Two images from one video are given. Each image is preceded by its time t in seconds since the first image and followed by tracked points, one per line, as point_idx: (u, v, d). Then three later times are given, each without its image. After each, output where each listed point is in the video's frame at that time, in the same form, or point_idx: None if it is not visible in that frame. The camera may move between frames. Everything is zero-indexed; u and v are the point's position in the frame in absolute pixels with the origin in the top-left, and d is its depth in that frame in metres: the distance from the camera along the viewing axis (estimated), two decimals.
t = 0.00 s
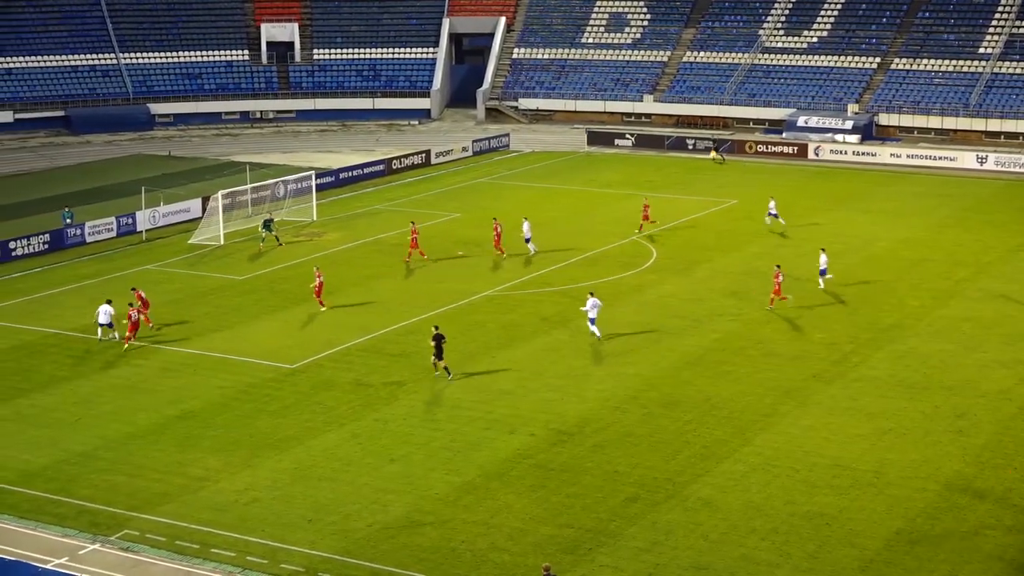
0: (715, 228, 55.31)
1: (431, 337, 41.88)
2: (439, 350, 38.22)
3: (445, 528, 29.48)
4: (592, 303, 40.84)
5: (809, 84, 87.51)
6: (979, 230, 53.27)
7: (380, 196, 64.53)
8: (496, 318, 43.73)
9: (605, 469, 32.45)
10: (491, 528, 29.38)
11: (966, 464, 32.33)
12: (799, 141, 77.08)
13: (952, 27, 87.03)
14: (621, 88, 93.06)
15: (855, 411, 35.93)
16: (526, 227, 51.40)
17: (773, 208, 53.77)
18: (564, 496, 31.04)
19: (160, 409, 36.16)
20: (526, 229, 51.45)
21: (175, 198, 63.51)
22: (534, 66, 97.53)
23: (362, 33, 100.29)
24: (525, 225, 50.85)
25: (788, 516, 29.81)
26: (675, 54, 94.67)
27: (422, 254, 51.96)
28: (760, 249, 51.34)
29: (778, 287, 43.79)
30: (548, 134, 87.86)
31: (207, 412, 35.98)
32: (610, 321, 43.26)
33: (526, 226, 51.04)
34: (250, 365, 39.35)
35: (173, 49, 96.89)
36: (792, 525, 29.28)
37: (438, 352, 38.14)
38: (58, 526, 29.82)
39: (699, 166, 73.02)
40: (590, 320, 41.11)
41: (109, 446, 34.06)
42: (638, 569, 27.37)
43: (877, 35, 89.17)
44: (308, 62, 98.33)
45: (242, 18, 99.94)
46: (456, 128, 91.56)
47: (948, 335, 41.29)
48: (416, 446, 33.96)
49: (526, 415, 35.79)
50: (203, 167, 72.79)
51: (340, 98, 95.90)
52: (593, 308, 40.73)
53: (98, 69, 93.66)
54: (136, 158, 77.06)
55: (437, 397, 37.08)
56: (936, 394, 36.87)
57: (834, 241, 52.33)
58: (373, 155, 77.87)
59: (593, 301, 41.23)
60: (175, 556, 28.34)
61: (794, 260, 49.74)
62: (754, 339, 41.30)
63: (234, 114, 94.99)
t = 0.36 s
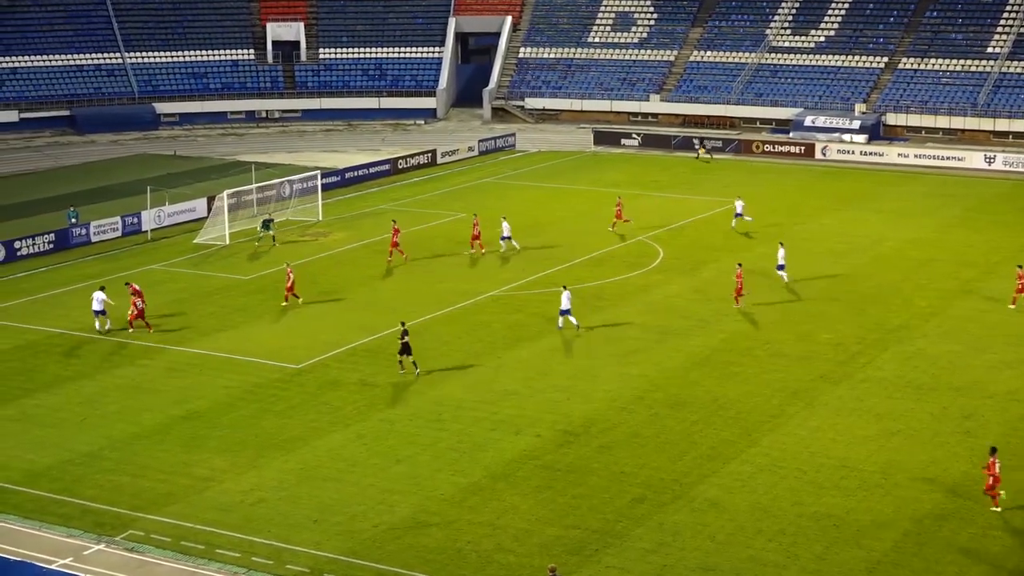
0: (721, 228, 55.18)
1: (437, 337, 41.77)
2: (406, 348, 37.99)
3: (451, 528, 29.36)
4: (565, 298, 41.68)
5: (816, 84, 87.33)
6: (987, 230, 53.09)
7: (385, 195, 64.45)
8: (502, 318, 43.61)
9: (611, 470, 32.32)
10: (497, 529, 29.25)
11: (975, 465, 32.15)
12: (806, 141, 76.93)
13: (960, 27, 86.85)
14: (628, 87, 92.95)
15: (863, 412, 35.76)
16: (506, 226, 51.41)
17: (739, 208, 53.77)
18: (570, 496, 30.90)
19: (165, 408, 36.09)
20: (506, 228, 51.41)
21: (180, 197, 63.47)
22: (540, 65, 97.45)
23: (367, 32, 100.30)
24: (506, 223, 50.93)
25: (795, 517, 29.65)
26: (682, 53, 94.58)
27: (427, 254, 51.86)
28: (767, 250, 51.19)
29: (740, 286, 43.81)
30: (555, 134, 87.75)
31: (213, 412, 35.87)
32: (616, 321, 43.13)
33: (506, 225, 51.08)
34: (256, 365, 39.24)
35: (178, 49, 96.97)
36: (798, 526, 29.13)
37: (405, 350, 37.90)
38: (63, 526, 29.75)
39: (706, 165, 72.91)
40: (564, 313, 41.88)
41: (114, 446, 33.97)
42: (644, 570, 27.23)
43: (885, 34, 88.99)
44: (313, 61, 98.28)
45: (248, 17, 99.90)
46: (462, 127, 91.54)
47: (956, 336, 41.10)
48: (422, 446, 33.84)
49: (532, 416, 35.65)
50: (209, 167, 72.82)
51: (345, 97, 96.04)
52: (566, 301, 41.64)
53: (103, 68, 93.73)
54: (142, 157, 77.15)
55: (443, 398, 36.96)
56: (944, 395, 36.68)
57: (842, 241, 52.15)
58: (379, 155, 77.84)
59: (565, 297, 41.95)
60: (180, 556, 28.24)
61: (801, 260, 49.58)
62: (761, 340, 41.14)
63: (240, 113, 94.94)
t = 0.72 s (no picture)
0: (736, 226, 53.95)
1: (444, 339, 40.67)
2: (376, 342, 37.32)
3: (458, 536, 28.26)
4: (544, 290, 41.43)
5: (836, 78, 86.16)
6: (1010, 230, 51.79)
7: (390, 192, 63.40)
8: (510, 319, 42.50)
9: (624, 476, 31.18)
10: (506, 537, 28.13)
11: (1002, 472, 30.92)
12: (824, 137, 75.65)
13: (984, 19, 85.55)
14: (641, 81, 91.70)
15: (883, 416, 34.54)
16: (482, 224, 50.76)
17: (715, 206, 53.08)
18: (581, 503, 29.77)
19: (163, 411, 35.05)
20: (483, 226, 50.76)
21: (179, 194, 62.49)
22: (550, 59, 96.28)
23: (372, 24, 99.34)
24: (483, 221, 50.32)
25: (816, 525, 28.46)
26: (696, 46, 93.40)
27: (434, 254, 50.74)
28: (782, 249, 49.98)
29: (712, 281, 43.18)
30: (565, 129, 86.61)
31: (212, 415, 34.84)
32: (628, 322, 41.97)
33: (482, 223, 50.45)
34: (256, 367, 38.18)
35: (178, 41, 96.07)
36: (818, 535, 27.94)
37: (374, 345, 37.23)
38: (58, 533, 28.73)
39: (721, 162, 71.67)
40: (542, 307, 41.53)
41: (111, 450, 32.95)
42: None
43: (906, 26, 87.77)
44: (316, 54, 97.24)
45: (250, 10, 99.13)
46: (470, 123, 90.46)
47: (980, 338, 39.85)
48: (428, 451, 32.74)
49: (541, 420, 34.52)
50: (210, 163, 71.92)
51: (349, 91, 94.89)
52: (545, 294, 41.30)
53: (101, 62, 92.79)
54: (142, 153, 76.28)
55: (449, 401, 35.84)
56: (969, 399, 35.45)
57: (860, 240, 50.90)
58: (384, 151, 76.79)
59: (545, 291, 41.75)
60: (178, 564, 27.19)
61: (818, 260, 48.38)
62: (778, 342, 39.94)
63: (241, 108, 93.92)
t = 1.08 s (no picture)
0: (754, 225, 52.54)
1: (454, 341, 39.40)
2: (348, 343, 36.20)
3: (469, 545, 26.99)
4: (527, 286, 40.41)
5: (861, 70, 84.72)
6: None
7: (398, 189, 62.21)
8: (522, 320, 41.21)
9: (640, 483, 29.85)
10: (518, 547, 26.84)
11: None
12: (847, 132, 74.26)
13: (1014, 10, 84.05)
14: (658, 74, 90.33)
15: (911, 422, 33.11)
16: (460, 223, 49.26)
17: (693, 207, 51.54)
18: (596, 511, 28.46)
19: (163, 415, 33.87)
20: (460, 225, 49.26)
21: (179, 190, 61.41)
22: (564, 51, 95.11)
23: (379, 15, 98.28)
24: (461, 220, 48.87)
25: (844, 535, 27.08)
26: (716, 38, 92.08)
27: (444, 252, 49.47)
28: (803, 249, 48.55)
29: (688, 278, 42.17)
30: (579, 123, 85.33)
31: (214, 419, 33.63)
32: (644, 324, 40.62)
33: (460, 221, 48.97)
34: (259, 370, 36.97)
35: (178, 32, 94.87)
36: (843, 545, 26.59)
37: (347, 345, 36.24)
38: (54, 542, 27.54)
39: (740, 157, 70.27)
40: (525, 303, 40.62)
41: (109, 456, 31.76)
42: None
43: (934, 17, 86.39)
44: (322, 45, 96.02)
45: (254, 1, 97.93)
46: (481, 117, 89.23)
47: (1011, 340, 38.41)
48: (437, 457, 31.47)
49: (554, 425, 33.22)
50: (211, 158, 70.82)
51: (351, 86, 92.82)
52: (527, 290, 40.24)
53: (99, 53, 91.48)
54: (142, 148, 75.18)
55: (459, 406, 34.55)
56: (1001, 404, 34.03)
57: (885, 239, 49.47)
58: (392, 146, 75.58)
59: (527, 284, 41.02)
60: (178, 573, 25.98)
61: (840, 259, 46.98)
62: (800, 345, 38.54)
63: (244, 101, 92.67)
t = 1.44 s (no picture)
0: (782, 224, 51.10)
1: (472, 343, 38.14)
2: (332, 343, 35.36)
3: (488, 555, 25.75)
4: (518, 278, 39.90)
5: (896, 63, 83.24)
6: None
7: (415, 185, 61.06)
8: (542, 322, 39.91)
9: (666, 492, 28.52)
10: (539, 557, 25.57)
11: None
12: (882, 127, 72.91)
13: None
14: (685, 67, 88.93)
15: (949, 429, 31.66)
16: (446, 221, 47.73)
17: (677, 205, 50.27)
18: (620, 521, 27.16)
19: (171, 419, 32.71)
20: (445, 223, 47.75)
21: (187, 187, 60.40)
22: (588, 42, 93.80)
23: (395, 6, 97.15)
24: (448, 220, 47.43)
25: (880, 548, 25.71)
26: (745, 28, 90.58)
27: (463, 251, 48.21)
28: (833, 249, 47.11)
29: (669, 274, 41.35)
30: (603, 118, 84.04)
31: (223, 424, 32.45)
32: (669, 326, 39.26)
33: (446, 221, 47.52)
34: (269, 373, 35.80)
35: (187, 22, 93.77)
36: (878, 557, 25.25)
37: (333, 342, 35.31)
38: (58, 550, 26.34)
39: (770, 153, 68.82)
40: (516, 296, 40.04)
41: (115, 461, 30.58)
42: None
43: (972, 8, 84.93)
44: (336, 37, 94.92)
45: None
46: (501, 111, 88.00)
47: None
48: (454, 464, 30.20)
49: (576, 431, 31.91)
50: (222, 153, 69.78)
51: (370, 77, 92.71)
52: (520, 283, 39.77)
53: (106, 44, 90.35)
54: (150, 143, 74.18)
55: (477, 411, 33.27)
56: None
57: (918, 239, 47.99)
58: (407, 141, 74.37)
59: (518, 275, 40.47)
60: None
61: (873, 260, 45.52)
62: (832, 348, 37.11)
63: (255, 94, 91.71)
